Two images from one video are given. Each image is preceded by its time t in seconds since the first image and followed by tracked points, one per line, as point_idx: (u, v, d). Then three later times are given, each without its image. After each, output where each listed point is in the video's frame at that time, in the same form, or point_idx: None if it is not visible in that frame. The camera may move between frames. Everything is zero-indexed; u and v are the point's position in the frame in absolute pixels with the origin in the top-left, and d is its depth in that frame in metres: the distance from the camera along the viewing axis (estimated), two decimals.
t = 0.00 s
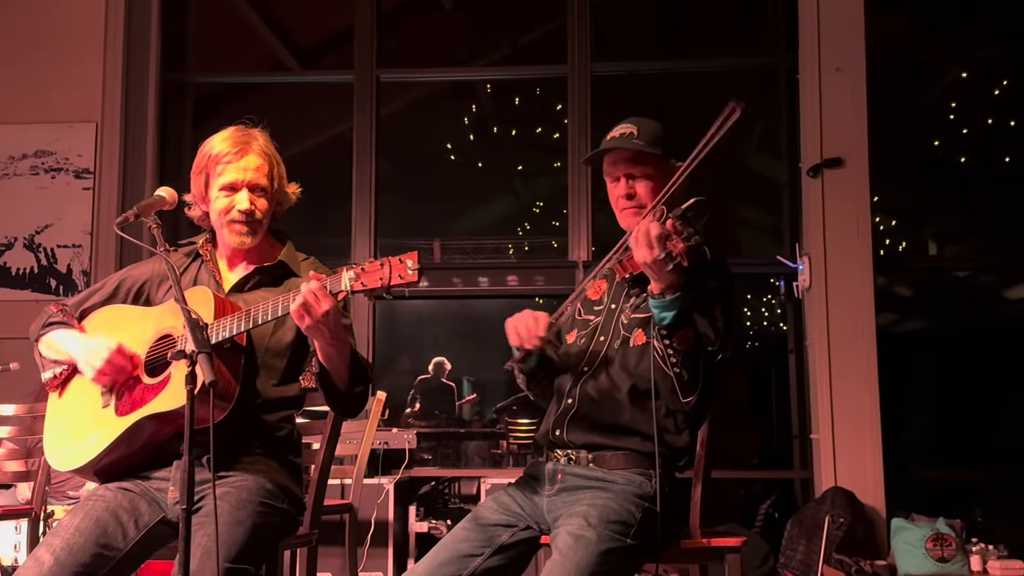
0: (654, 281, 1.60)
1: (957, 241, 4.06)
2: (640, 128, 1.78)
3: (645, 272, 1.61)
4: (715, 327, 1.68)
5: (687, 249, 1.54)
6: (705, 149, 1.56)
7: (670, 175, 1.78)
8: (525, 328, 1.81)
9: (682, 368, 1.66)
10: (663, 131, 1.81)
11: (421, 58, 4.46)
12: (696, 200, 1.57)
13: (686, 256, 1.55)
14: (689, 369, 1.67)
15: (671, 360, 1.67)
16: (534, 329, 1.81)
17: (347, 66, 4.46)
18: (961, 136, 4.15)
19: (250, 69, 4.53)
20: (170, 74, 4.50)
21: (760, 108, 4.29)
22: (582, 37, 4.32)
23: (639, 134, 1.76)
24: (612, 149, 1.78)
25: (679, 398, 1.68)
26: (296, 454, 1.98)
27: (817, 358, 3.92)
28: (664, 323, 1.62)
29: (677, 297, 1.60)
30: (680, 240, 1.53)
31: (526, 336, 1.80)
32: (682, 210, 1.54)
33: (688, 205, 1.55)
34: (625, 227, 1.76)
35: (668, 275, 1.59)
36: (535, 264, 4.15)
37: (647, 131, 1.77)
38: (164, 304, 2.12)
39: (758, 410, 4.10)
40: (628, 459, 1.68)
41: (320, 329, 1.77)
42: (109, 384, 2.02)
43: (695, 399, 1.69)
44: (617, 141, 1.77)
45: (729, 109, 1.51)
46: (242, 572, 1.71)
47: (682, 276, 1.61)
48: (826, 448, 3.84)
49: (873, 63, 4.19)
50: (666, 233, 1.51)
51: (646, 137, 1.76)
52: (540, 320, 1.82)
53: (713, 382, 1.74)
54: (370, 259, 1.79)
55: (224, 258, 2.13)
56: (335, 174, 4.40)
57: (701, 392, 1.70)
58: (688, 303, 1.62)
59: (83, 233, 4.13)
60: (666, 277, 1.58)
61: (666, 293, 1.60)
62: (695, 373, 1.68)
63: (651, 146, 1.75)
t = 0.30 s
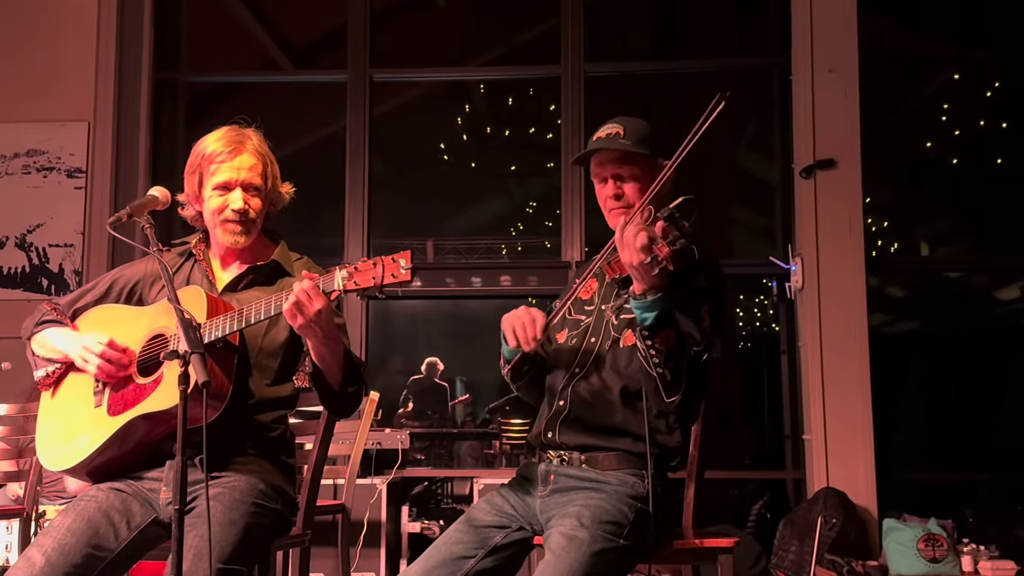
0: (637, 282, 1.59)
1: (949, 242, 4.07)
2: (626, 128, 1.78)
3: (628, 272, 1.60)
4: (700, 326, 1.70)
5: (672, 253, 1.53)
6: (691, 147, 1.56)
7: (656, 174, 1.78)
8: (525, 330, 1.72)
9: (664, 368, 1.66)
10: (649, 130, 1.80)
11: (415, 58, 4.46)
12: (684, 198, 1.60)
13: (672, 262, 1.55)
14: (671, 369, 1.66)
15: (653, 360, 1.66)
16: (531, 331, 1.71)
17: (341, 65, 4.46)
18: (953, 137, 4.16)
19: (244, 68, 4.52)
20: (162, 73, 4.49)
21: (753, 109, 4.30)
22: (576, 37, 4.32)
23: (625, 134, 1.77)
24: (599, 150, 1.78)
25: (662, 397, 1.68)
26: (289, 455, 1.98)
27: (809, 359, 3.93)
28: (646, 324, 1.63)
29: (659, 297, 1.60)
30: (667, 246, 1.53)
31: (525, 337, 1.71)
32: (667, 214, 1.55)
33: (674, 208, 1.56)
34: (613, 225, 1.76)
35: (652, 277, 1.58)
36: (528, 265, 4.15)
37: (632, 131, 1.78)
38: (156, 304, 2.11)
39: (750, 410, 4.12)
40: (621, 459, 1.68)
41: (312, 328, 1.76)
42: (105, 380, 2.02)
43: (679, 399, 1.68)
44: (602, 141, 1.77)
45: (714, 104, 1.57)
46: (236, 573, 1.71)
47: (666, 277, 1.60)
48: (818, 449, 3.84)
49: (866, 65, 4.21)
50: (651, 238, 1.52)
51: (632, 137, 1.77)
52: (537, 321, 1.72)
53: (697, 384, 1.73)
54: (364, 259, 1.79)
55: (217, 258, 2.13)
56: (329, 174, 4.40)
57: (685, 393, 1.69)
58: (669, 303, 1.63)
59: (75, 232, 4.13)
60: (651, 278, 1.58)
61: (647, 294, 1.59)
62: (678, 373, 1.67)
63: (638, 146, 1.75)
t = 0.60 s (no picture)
0: (627, 288, 1.61)
1: (945, 243, 4.08)
2: (617, 124, 1.78)
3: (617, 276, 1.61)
4: (693, 326, 1.70)
5: (658, 259, 1.54)
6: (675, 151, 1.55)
7: (647, 171, 1.79)
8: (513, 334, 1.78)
9: (659, 371, 1.70)
10: (640, 127, 1.80)
11: (412, 58, 4.46)
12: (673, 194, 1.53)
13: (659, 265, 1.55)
14: (666, 371, 1.70)
15: (648, 364, 1.70)
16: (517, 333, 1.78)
17: (338, 65, 4.46)
18: (950, 138, 4.17)
19: (240, 68, 4.52)
20: (158, 72, 4.49)
21: (750, 109, 4.31)
22: (573, 37, 4.32)
23: (616, 130, 1.77)
24: (590, 145, 1.79)
25: (658, 399, 1.71)
26: (286, 454, 1.97)
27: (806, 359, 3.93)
28: (638, 327, 1.65)
29: (650, 301, 1.62)
30: (653, 249, 1.53)
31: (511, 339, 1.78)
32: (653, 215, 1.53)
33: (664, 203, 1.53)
34: (602, 222, 1.79)
35: (640, 282, 1.59)
36: (526, 265, 4.17)
37: (623, 127, 1.77)
38: (152, 303, 2.11)
39: (747, 410, 4.11)
40: (617, 460, 1.68)
41: (307, 328, 1.76)
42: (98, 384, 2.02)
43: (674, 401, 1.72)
44: (592, 137, 1.78)
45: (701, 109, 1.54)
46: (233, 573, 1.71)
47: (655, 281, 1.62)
48: (815, 449, 3.85)
49: (863, 66, 4.21)
50: (636, 240, 1.52)
51: (622, 133, 1.76)
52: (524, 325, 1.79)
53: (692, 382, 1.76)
54: (361, 259, 1.78)
55: (213, 257, 2.12)
56: (325, 173, 4.39)
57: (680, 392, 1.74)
58: (661, 307, 1.65)
59: (71, 231, 4.13)
60: (640, 283, 1.59)
61: (638, 299, 1.61)
62: (673, 374, 1.71)
63: (628, 142, 1.75)
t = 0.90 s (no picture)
0: (616, 295, 1.60)
1: (945, 243, 4.08)
2: (593, 125, 1.79)
3: (604, 284, 1.60)
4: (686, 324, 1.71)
5: (642, 267, 1.55)
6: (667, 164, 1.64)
7: (627, 169, 1.81)
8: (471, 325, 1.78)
9: (655, 375, 1.68)
10: (615, 124, 1.81)
11: (411, 58, 4.47)
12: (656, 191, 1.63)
13: (644, 274, 1.57)
14: (662, 374, 1.69)
15: (643, 367, 1.68)
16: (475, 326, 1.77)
17: (338, 65, 4.46)
18: (950, 138, 4.17)
19: (239, 68, 4.52)
20: (158, 72, 4.49)
21: (750, 109, 4.31)
22: (573, 37, 4.32)
23: (592, 132, 1.78)
24: (568, 150, 1.80)
25: (656, 400, 1.70)
26: (286, 455, 1.98)
27: (806, 360, 3.93)
28: (631, 334, 1.62)
29: (641, 307, 1.60)
30: (637, 259, 1.55)
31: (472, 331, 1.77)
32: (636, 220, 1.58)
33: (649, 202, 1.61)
34: (590, 225, 1.81)
35: (629, 290, 1.59)
36: (526, 265, 4.17)
37: (599, 127, 1.79)
38: (154, 304, 2.11)
39: (747, 410, 4.12)
40: (615, 460, 1.69)
41: (307, 331, 1.76)
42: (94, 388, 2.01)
43: (671, 402, 1.71)
44: (570, 141, 1.79)
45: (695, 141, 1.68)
46: (232, 573, 1.71)
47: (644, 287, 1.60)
48: (815, 450, 3.85)
49: (863, 66, 4.21)
50: (622, 249, 1.52)
51: (599, 134, 1.78)
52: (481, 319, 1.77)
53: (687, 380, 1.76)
54: (361, 260, 1.79)
55: (214, 258, 2.13)
56: (325, 173, 4.39)
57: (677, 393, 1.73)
58: (654, 312, 1.63)
59: (71, 231, 4.13)
60: (628, 291, 1.59)
61: (628, 306, 1.60)
62: (669, 376, 1.70)
63: (606, 142, 1.76)
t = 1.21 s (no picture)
0: (604, 304, 1.57)
1: (946, 242, 4.08)
2: (573, 128, 1.79)
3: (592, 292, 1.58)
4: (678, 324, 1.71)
5: (627, 278, 1.54)
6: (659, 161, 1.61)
7: (612, 168, 1.79)
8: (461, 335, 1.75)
9: (648, 377, 1.67)
10: (595, 124, 1.80)
11: (413, 59, 4.47)
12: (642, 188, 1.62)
13: (631, 283, 1.56)
14: (655, 377, 1.67)
15: (636, 371, 1.66)
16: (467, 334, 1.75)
17: (339, 65, 4.46)
18: (951, 137, 4.17)
19: (241, 68, 4.52)
20: (159, 73, 4.49)
21: (751, 108, 4.31)
22: (574, 37, 4.32)
23: (573, 134, 1.77)
24: (550, 155, 1.79)
25: (652, 402, 1.70)
26: (288, 455, 1.98)
27: (807, 361, 3.93)
28: (621, 341, 1.60)
29: (630, 313, 1.58)
30: (621, 268, 1.55)
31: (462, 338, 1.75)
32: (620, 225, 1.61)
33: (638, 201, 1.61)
34: (578, 229, 1.79)
35: (619, 297, 1.55)
36: (528, 266, 4.17)
37: (580, 129, 1.78)
38: (156, 304, 2.11)
39: (749, 410, 4.12)
40: (615, 460, 1.68)
41: (308, 331, 1.76)
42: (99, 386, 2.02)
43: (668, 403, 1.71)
44: (551, 145, 1.78)
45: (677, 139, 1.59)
46: (235, 573, 1.71)
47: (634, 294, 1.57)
48: (817, 450, 3.85)
49: (864, 65, 4.21)
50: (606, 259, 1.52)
51: (580, 135, 1.77)
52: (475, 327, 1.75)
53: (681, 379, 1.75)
54: (362, 261, 1.79)
55: (216, 259, 2.13)
56: (327, 173, 4.40)
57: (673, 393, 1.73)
58: (643, 316, 1.60)
59: (73, 232, 4.13)
60: (617, 299, 1.56)
61: (617, 313, 1.57)
62: (662, 377, 1.69)
63: (586, 144, 1.75)
